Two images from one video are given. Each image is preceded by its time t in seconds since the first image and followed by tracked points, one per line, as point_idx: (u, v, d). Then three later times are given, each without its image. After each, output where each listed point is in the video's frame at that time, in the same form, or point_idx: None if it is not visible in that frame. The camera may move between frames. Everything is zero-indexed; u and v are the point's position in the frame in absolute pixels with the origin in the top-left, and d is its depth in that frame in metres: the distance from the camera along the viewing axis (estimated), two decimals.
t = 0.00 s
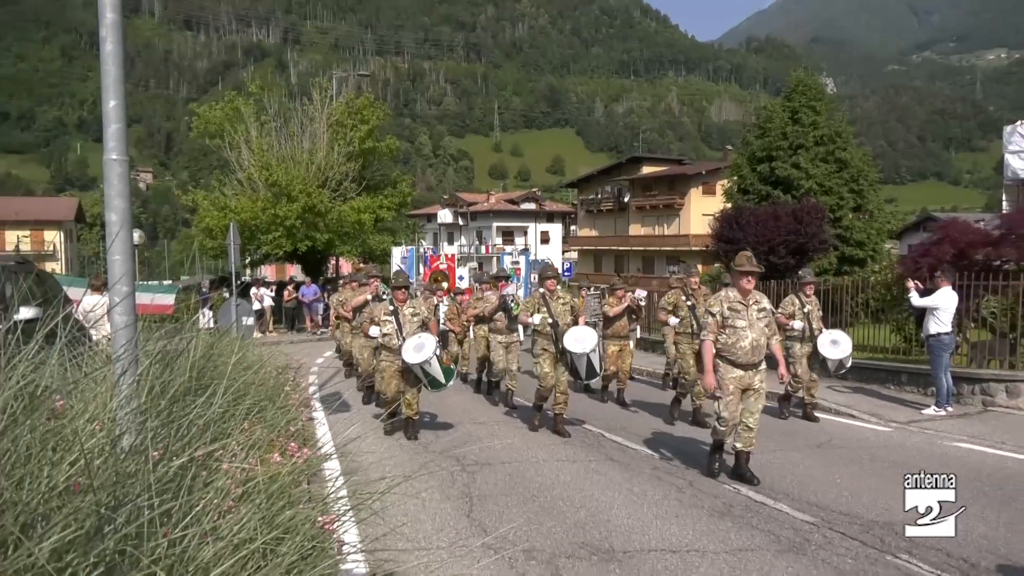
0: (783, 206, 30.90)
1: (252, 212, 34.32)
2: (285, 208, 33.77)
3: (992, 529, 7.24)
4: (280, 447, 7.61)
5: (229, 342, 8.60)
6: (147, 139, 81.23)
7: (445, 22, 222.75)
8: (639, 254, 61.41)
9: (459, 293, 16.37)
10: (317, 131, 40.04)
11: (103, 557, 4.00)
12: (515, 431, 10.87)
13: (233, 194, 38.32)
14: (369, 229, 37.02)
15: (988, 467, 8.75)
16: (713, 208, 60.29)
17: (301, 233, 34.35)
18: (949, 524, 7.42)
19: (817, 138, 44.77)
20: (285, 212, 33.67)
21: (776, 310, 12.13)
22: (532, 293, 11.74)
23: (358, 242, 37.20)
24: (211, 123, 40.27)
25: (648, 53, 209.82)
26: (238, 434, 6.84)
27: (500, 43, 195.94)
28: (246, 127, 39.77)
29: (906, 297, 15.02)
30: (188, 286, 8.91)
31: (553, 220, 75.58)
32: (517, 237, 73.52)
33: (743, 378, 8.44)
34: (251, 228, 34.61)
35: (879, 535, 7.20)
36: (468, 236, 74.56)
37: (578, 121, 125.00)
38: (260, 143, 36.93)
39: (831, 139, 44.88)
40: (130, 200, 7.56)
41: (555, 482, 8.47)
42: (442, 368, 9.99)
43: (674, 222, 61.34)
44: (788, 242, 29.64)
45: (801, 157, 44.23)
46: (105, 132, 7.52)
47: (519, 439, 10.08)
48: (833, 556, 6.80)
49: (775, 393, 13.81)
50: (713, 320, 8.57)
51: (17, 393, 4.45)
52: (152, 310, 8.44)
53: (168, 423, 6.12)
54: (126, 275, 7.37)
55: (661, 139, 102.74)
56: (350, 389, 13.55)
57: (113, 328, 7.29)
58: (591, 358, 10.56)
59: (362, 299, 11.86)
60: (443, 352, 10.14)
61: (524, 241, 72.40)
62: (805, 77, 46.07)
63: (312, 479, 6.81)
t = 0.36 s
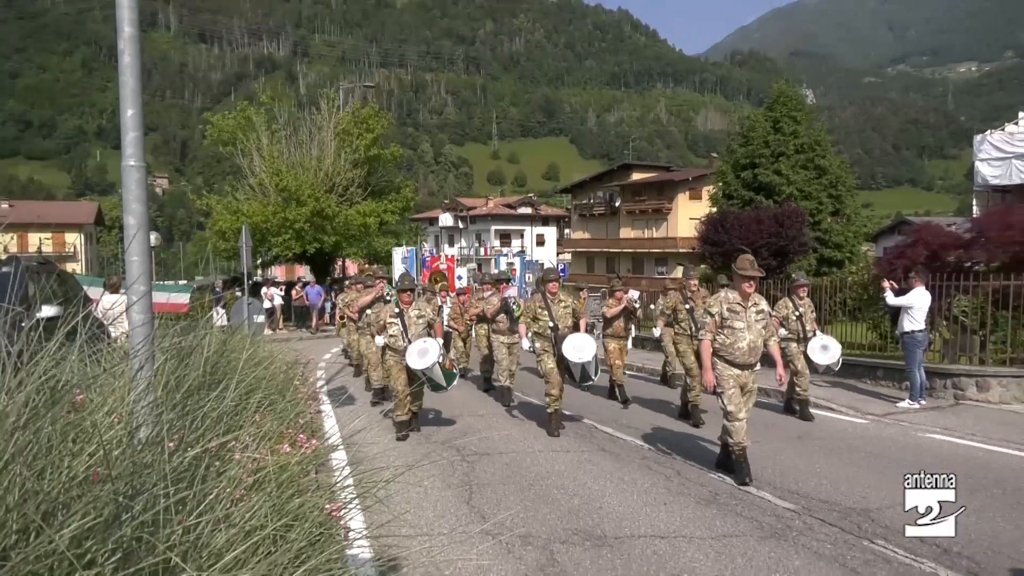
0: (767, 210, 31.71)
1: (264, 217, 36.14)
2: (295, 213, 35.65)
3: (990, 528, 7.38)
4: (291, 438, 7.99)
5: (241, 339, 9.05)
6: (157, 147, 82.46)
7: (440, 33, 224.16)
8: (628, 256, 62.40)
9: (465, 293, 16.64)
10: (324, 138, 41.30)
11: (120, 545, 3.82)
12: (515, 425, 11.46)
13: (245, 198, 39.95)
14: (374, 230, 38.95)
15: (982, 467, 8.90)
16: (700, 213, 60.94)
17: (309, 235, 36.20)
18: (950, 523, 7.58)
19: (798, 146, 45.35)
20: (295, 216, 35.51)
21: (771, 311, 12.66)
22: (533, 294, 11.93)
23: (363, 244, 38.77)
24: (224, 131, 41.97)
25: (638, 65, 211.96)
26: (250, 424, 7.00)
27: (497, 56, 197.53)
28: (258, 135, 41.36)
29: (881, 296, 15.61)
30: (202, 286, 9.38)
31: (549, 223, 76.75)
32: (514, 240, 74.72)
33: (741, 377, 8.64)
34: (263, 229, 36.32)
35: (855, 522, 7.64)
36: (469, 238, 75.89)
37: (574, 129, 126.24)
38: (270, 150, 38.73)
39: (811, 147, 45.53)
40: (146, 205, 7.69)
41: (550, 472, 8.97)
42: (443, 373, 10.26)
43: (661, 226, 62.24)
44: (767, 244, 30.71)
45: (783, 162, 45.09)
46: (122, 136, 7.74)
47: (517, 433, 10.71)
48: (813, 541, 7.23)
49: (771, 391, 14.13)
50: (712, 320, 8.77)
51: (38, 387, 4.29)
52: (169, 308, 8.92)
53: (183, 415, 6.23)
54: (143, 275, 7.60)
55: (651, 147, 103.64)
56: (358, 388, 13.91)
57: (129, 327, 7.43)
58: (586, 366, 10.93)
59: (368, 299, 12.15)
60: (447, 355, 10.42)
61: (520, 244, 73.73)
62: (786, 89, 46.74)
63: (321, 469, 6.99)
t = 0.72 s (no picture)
0: (749, 214, 32.27)
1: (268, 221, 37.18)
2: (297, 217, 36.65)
3: (991, 527, 7.51)
4: (293, 433, 8.24)
5: (244, 338, 9.38)
6: (161, 152, 83.18)
7: (433, 42, 225.48)
8: (617, 258, 62.95)
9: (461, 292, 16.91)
10: (326, 144, 42.09)
11: (127, 536, 4.06)
12: (509, 420, 11.92)
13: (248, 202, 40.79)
14: (373, 232, 39.84)
15: (981, 467, 9.04)
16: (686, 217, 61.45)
17: (311, 238, 37.17)
18: (949, 521, 7.72)
19: (780, 154, 45.86)
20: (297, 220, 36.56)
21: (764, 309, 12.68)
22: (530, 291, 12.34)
23: (363, 246, 39.61)
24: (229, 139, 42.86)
25: (627, 75, 213.81)
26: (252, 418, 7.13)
27: (492, 66, 199.36)
28: (261, 142, 42.17)
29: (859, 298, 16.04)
30: (207, 286, 9.74)
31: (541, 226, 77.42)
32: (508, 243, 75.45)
33: (738, 376, 8.74)
34: (267, 232, 37.33)
35: (835, 512, 8.01)
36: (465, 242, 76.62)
37: (567, 137, 127.38)
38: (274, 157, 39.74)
39: (792, 154, 46.08)
40: (154, 210, 7.96)
41: (542, 465, 9.37)
42: (446, 359, 10.42)
43: (650, 230, 62.82)
44: (748, 247, 31.24)
45: (765, 168, 45.59)
46: (131, 145, 7.90)
47: (511, 428, 11.21)
48: (794, 531, 7.59)
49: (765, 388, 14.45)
50: (709, 320, 8.81)
51: (48, 386, 4.59)
52: (175, 307, 9.25)
53: (188, 411, 6.28)
54: (151, 277, 7.75)
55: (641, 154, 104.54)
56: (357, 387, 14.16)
57: (137, 327, 7.68)
58: (589, 353, 11.10)
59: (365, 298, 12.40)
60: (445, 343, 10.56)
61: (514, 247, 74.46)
62: (768, 99, 47.23)
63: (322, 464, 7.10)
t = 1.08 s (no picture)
0: (736, 217, 32.48)
1: (256, 223, 37.14)
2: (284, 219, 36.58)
3: (990, 527, 7.55)
4: (281, 435, 8.18)
5: (231, 340, 9.34)
6: (147, 153, 83.10)
7: (422, 43, 225.88)
8: (605, 259, 63.24)
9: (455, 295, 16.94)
10: (314, 147, 42.05)
11: (113, 539, 4.01)
12: (496, 422, 11.99)
13: (235, 203, 40.76)
14: (361, 234, 39.83)
15: (982, 468, 9.09)
16: (674, 219, 61.72)
17: (299, 240, 37.14)
18: (949, 522, 7.76)
19: (767, 156, 46.16)
20: (284, 222, 36.50)
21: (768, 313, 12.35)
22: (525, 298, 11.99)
23: (351, 248, 39.61)
24: (216, 140, 42.80)
25: (614, 78, 214.63)
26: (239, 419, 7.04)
27: (480, 69, 199.91)
28: (249, 143, 42.11)
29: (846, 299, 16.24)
30: (194, 288, 9.71)
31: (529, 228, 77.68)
32: (497, 244, 75.70)
33: (742, 384, 8.59)
34: (254, 234, 37.28)
35: (822, 513, 8.05)
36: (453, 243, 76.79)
37: (554, 139, 127.79)
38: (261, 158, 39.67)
39: (780, 156, 46.27)
40: (141, 211, 7.91)
41: (531, 467, 9.42)
42: (440, 370, 10.17)
43: (638, 232, 63.10)
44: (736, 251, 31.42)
45: (752, 171, 45.85)
46: (116, 144, 7.80)
47: (500, 430, 11.29)
48: (782, 531, 7.64)
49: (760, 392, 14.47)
50: (715, 325, 8.65)
51: (33, 389, 4.56)
52: (162, 310, 9.21)
53: (176, 413, 6.20)
54: (137, 278, 7.64)
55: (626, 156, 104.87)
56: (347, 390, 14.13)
57: (123, 328, 7.61)
58: (587, 361, 11.10)
59: (357, 302, 12.32)
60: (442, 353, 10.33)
61: (502, 249, 74.73)
62: (755, 101, 47.53)
63: (310, 466, 7.00)
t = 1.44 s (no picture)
0: (722, 220, 32.83)
1: (240, 224, 36.96)
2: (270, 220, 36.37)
3: (990, 527, 7.61)
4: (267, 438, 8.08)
5: (215, 343, 9.27)
6: (130, 154, 82.61)
7: (408, 45, 225.23)
8: (592, 262, 63.40)
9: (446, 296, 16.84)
10: (300, 148, 41.90)
11: (96, 544, 3.98)
12: (482, 425, 12.03)
13: (219, 205, 40.57)
14: (347, 235, 39.69)
15: (981, 469, 9.17)
16: (661, 221, 61.93)
17: (284, 242, 36.97)
18: (948, 521, 7.83)
19: (752, 159, 46.46)
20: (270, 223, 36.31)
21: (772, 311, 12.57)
22: (524, 296, 12.11)
23: (337, 249, 39.47)
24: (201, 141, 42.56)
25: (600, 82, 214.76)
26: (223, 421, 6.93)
27: (467, 71, 200.01)
28: (234, 144, 41.89)
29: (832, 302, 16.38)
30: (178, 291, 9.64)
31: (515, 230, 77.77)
32: (483, 246, 75.75)
33: (752, 386, 8.46)
34: (240, 235, 37.11)
35: (806, 514, 8.12)
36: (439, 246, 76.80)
37: (540, 142, 127.95)
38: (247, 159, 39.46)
39: (765, 160, 46.62)
40: (124, 212, 7.76)
41: (517, 469, 9.44)
42: (432, 379, 10.11)
43: (624, 234, 63.30)
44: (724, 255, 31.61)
45: (737, 174, 46.10)
46: (99, 145, 7.68)
47: (486, 433, 11.35)
48: (767, 532, 7.70)
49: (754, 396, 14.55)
50: (723, 325, 8.55)
51: (13, 393, 4.47)
52: (145, 313, 9.14)
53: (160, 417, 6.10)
54: (120, 280, 7.52)
55: (612, 158, 105.12)
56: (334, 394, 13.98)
57: (106, 331, 7.50)
58: (581, 369, 10.82)
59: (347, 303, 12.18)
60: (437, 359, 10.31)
61: (489, 251, 74.81)
62: (741, 105, 47.82)
63: (296, 468, 6.89)
